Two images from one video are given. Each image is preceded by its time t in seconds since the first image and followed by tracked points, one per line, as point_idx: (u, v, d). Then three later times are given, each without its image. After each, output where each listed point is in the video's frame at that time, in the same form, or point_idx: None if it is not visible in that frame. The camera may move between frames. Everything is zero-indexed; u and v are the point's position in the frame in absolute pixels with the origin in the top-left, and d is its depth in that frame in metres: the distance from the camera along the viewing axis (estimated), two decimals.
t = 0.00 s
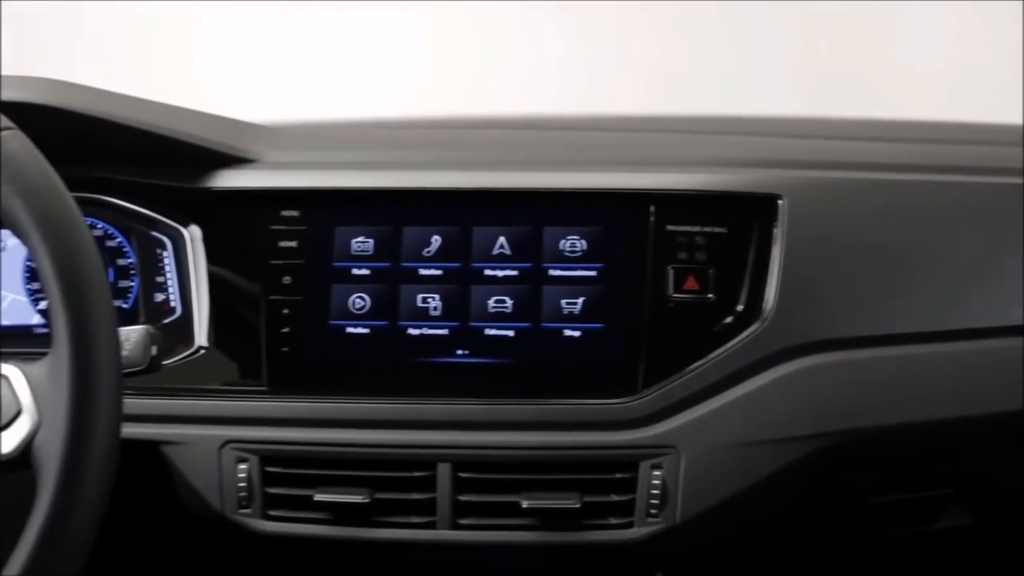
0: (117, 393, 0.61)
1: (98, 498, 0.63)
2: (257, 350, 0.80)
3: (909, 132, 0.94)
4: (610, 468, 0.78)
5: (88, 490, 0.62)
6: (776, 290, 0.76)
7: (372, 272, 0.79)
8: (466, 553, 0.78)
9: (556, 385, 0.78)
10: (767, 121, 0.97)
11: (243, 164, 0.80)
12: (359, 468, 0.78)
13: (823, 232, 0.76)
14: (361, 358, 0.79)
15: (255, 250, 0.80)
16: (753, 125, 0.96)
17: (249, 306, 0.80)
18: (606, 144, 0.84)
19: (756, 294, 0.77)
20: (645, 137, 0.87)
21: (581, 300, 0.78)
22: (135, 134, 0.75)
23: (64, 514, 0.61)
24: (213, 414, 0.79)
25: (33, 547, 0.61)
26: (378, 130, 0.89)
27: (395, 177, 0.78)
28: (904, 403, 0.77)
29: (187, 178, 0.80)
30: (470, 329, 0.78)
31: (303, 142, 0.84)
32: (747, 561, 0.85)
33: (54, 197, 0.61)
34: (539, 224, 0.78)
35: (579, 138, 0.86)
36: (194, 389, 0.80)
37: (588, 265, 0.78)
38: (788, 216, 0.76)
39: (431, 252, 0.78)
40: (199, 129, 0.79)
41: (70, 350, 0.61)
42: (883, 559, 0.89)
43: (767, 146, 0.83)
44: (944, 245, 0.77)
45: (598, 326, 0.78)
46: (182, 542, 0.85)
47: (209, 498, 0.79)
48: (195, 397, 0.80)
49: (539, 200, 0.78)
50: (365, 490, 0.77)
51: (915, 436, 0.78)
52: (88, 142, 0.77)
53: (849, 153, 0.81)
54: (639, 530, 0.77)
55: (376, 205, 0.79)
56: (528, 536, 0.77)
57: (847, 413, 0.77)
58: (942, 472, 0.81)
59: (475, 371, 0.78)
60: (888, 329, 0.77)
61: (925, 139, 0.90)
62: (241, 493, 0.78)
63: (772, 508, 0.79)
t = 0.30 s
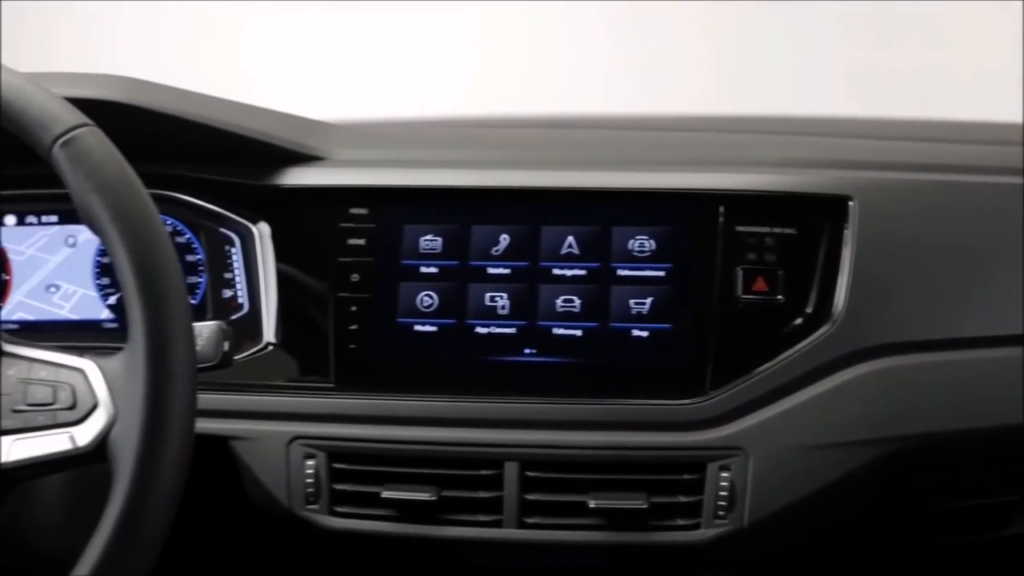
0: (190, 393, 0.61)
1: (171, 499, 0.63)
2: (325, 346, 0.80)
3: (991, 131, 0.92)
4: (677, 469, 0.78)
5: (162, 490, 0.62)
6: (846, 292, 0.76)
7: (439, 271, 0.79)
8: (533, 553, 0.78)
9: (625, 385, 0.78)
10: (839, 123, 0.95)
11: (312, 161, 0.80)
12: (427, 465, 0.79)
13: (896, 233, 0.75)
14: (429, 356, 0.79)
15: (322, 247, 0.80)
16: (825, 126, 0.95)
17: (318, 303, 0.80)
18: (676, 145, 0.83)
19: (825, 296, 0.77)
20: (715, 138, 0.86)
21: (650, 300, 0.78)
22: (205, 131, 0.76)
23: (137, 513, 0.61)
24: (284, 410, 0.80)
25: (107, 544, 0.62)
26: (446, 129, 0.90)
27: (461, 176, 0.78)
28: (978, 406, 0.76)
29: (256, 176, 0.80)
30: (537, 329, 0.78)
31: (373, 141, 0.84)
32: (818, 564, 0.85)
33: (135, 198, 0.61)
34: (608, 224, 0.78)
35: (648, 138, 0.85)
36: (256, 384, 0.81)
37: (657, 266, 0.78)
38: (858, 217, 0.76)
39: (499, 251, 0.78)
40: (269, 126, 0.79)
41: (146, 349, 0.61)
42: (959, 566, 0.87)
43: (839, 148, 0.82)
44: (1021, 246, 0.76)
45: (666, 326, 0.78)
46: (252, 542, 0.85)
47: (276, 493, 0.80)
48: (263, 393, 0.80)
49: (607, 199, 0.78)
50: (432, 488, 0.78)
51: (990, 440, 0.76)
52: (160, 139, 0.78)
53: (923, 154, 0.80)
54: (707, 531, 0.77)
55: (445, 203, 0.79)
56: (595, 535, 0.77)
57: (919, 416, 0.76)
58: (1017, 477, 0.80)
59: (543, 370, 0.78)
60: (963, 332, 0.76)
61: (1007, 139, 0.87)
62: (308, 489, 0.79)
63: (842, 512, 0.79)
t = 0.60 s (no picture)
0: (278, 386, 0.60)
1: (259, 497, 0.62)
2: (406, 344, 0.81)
3: None
4: (759, 472, 0.78)
5: (249, 487, 0.61)
6: (932, 294, 0.75)
7: (520, 269, 0.79)
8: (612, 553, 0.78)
9: (707, 386, 0.78)
10: (919, 123, 0.94)
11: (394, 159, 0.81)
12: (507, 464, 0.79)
13: (984, 234, 0.74)
14: (511, 354, 0.79)
15: (403, 245, 0.80)
16: (906, 125, 0.94)
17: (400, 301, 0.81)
18: (755, 145, 0.83)
19: (910, 298, 0.76)
20: (793, 138, 0.86)
21: (732, 300, 0.77)
22: (290, 128, 0.77)
23: (224, 510, 0.61)
24: (364, 407, 0.80)
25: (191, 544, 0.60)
26: (526, 128, 0.90)
27: (543, 175, 0.78)
28: None
29: (338, 173, 0.81)
30: (619, 329, 0.78)
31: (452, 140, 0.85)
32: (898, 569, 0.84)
33: (227, 195, 0.61)
34: (690, 224, 0.78)
35: (726, 138, 0.86)
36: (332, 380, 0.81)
37: (739, 266, 0.77)
38: (944, 218, 0.75)
39: (581, 250, 0.79)
40: (349, 126, 0.80)
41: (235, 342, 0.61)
42: None
43: (923, 149, 0.82)
44: None
45: (747, 327, 0.77)
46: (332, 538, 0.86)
47: (357, 489, 0.80)
48: (342, 390, 0.81)
49: (689, 199, 0.77)
50: (513, 487, 0.78)
51: None
52: (244, 136, 0.79)
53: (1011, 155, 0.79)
54: (788, 535, 0.77)
55: (527, 202, 0.79)
56: (676, 537, 0.77)
57: (1006, 422, 0.75)
58: None
59: (624, 370, 0.78)
60: None
61: None
62: (388, 486, 0.79)
63: (925, 518, 0.78)
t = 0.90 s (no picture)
0: (341, 383, 0.60)
1: (320, 498, 0.62)
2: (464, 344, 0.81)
3: None
4: (819, 474, 0.77)
5: (310, 486, 0.61)
6: (994, 298, 0.74)
7: (580, 268, 0.79)
8: (669, 554, 0.78)
9: (764, 387, 0.78)
10: (983, 126, 0.93)
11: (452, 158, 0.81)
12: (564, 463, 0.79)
13: None
14: (569, 353, 0.80)
15: (461, 243, 0.81)
16: (970, 127, 0.93)
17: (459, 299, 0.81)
18: (816, 145, 0.83)
19: (971, 302, 0.75)
20: (856, 139, 0.85)
21: (791, 302, 0.77)
22: (347, 126, 0.77)
23: (284, 509, 0.60)
24: (416, 406, 0.80)
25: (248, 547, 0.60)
26: (586, 127, 0.90)
27: (599, 175, 0.78)
28: None
29: (396, 171, 0.81)
30: (677, 329, 0.78)
31: (510, 141, 0.85)
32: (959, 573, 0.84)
33: (293, 195, 0.61)
34: (750, 225, 0.77)
35: (786, 138, 0.86)
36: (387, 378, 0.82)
37: (799, 267, 0.77)
38: (1006, 221, 0.74)
39: (639, 250, 0.78)
40: (408, 125, 0.81)
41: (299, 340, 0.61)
42: None
43: (987, 151, 0.81)
44: None
45: (807, 329, 0.77)
46: (389, 539, 0.86)
47: (414, 487, 0.80)
48: (399, 387, 0.81)
49: (748, 200, 0.77)
50: (571, 486, 0.78)
51: None
52: (305, 133, 0.79)
53: None
54: (848, 538, 0.77)
55: (586, 202, 0.79)
56: (735, 539, 0.77)
57: None
58: None
59: (682, 371, 0.78)
60: None
61: None
62: (445, 484, 0.80)
63: (986, 524, 0.77)
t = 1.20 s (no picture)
0: (421, 382, 0.59)
1: (400, 498, 0.61)
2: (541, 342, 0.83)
3: None
4: (895, 478, 0.77)
5: (389, 487, 0.60)
6: None
7: (655, 269, 0.80)
8: (742, 556, 0.78)
9: (840, 389, 0.78)
10: None
11: (527, 157, 0.82)
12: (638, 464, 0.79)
13: None
14: (643, 353, 0.80)
15: (534, 241, 0.82)
16: None
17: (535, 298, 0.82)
18: (894, 147, 0.83)
19: None
20: (937, 142, 0.85)
21: (868, 305, 0.77)
22: (422, 123, 0.79)
23: (362, 509, 0.59)
24: (488, 404, 0.81)
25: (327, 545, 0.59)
26: (666, 129, 0.90)
27: (674, 175, 0.79)
28: None
29: (471, 169, 0.82)
30: (752, 330, 0.79)
31: (586, 140, 0.86)
32: None
33: (374, 192, 0.60)
34: (827, 226, 0.77)
35: (862, 141, 0.86)
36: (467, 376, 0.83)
37: (876, 269, 0.77)
38: None
39: (715, 251, 0.79)
40: (485, 123, 0.82)
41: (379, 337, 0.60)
42: None
43: None
44: None
45: (883, 331, 0.77)
46: (463, 538, 0.86)
47: (486, 486, 0.80)
48: (470, 385, 0.82)
49: (824, 200, 0.77)
50: (643, 487, 0.78)
51: None
52: (382, 129, 0.81)
53: None
54: (925, 543, 0.76)
55: (662, 202, 0.79)
56: (810, 542, 0.77)
57: None
58: None
59: (757, 372, 0.79)
60: None
61: None
62: (518, 483, 0.79)
63: None
